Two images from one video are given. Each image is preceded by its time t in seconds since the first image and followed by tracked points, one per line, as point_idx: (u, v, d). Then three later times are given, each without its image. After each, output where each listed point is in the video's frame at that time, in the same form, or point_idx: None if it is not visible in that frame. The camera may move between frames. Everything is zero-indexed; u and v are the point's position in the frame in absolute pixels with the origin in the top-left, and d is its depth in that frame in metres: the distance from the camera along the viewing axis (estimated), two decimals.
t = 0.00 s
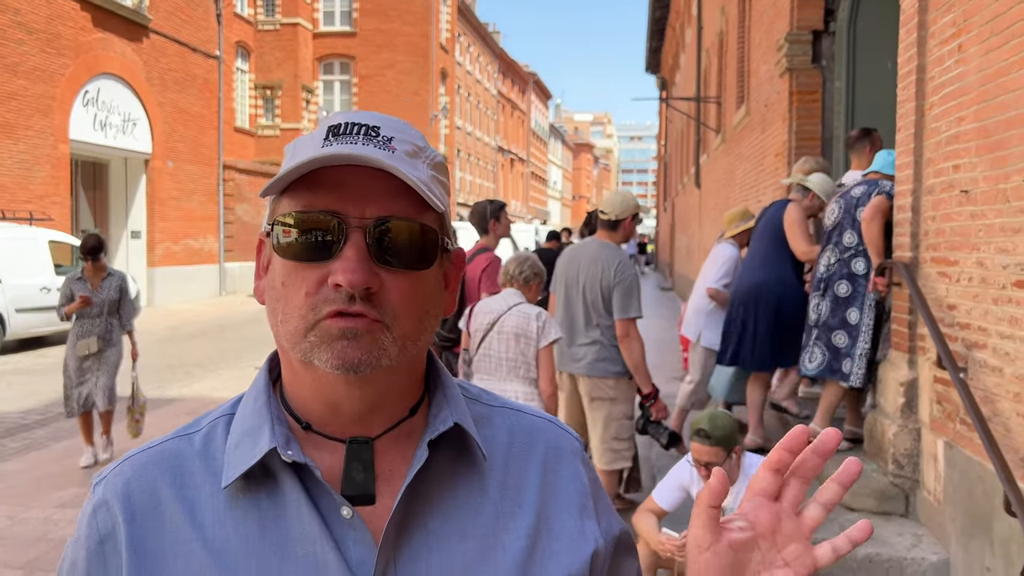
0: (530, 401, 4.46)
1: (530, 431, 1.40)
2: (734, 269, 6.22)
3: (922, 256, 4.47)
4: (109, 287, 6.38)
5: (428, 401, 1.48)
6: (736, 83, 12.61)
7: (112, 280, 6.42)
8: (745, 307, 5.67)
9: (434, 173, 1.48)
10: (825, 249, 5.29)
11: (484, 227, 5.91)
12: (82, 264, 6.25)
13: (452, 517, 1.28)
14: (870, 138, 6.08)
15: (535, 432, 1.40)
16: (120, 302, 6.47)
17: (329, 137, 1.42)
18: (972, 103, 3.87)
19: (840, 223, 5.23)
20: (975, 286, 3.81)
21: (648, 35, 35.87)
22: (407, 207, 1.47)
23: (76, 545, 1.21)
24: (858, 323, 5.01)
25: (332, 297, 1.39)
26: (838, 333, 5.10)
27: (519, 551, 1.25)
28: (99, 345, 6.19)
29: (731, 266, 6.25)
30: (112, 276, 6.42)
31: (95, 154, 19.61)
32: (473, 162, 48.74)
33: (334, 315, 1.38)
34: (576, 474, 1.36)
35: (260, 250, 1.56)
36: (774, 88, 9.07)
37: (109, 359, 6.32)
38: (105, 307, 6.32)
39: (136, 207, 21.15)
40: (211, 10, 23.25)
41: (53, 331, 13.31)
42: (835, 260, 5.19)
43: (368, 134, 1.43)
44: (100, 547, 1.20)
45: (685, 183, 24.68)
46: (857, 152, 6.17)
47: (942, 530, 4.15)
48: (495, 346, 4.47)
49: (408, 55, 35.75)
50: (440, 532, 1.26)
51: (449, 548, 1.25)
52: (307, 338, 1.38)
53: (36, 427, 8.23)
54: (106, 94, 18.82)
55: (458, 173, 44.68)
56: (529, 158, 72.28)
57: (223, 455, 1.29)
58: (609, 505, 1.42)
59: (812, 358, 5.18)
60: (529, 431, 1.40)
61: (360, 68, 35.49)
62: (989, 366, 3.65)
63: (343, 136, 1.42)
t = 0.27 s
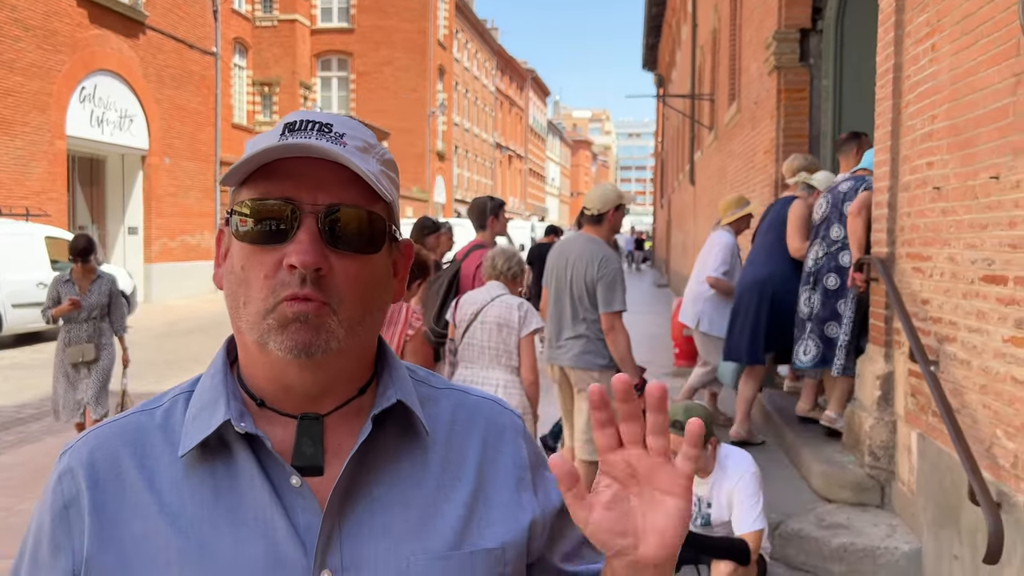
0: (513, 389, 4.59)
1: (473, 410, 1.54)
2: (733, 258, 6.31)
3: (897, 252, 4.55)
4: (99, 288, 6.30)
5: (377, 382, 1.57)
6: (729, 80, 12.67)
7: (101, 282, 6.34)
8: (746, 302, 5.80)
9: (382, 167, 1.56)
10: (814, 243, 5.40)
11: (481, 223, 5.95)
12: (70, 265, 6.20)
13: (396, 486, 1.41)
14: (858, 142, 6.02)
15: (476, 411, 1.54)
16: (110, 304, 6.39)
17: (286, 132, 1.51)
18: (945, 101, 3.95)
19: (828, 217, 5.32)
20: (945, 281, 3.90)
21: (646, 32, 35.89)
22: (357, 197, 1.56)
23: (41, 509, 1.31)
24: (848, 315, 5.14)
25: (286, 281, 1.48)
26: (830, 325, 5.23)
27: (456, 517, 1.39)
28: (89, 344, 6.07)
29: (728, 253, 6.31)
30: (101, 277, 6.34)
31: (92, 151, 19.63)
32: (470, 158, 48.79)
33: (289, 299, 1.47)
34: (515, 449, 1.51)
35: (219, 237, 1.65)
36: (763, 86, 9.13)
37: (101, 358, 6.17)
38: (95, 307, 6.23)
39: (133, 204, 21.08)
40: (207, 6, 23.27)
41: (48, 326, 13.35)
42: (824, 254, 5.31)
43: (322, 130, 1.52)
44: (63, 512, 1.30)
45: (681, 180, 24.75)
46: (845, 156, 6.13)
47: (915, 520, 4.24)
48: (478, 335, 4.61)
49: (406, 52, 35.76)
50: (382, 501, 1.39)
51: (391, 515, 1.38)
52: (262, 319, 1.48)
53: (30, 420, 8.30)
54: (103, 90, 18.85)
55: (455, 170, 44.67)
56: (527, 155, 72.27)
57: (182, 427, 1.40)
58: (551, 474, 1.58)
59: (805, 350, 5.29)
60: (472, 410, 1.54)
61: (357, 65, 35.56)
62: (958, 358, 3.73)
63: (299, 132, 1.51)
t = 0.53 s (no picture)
0: (517, 383, 4.71)
1: (432, 400, 1.61)
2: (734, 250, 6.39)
3: (884, 249, 4.60)
4: (95, 281, 6.24)
5: (340, 373, 1.63)
6: (728, 77, 12.69)
7: (98, 274, 6.28)
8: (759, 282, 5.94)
9: (351, 169, 1.64)
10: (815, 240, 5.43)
11: (488, 220, 6.13)
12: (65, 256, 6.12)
13: (356, 473, 1.49)
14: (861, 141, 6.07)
15: (435, 401, 1.61)
16: (106, 296, 6.33)
17: (259, 135, 1.58)
18: (929, 100, 4.00)
19: (829, 215, 5.35)
20: (929, 277, 3.94)
21: (648, 29, 35.88)
22: (325, 196, 1.63)
23: (18, 492, 1.38)
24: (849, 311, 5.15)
25: (257, 275, 1.56)
26: (834, 322, 5.21)
27: (411, 504, 1.47)
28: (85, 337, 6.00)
29: (730, 248, 6.38)
30: (98, 270, 6.27)
31: (95, 147, 19.74)
32: (473, 155, 48.83)
33: (260, 290, 1.54)
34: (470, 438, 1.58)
35: (191, 233, 1.71)
36: (760, 83, 9.18)
37: (96, 352, 6.12)
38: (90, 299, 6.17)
39: (136, 200, 21.19)
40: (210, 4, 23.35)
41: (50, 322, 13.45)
42: (825, 251, 5.32)
43: (293, 133, 1.59)
44: (37, 494, 1.38)
45: (682, 177, 24.76)
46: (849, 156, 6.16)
47: (901, 513, 4.28)
48: (482, 331, 4.69)
49: (408, 48, 35.81)
50: (340, 487, 1.47)
51: (348, 501, 1.46)
52: (233, 310, 1.54)
53: (33, 415, 8.40)
54: (106, 87, 18.95)
55: (458, 166, 44.77)
56: (531, 151, 72.30)
57: (152, 416, 1.47)
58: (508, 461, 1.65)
59: (809, 347, 5.27)
60: (430, 400, 1.61)
61: (360, 62, 35.64)
62: (941, 354, 3.78)
63: (271, 135, 1.58)
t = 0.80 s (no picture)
0: (525, 378, 4.78)
1: (420, 395, 1.65)
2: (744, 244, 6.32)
3: (883, 245, 4.63)
4: (97, 286, 5.69)
5: (331, 367, 1.67)
6: (732, 73, 12.71)
7: (100, 279, 5.73)
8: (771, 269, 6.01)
9: (341, 169, 1.69)
10: (825, 240, 5.35)
11: (502, 217, 6.22)
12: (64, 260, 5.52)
13: (347, 463, 1.53)
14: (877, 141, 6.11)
15: (423, 394, 1.65)
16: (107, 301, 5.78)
17: (251, 138, 1.62)
18: (926, 97, 4.02)
19: (841, 215, 5.25)
20: (926, 273, 3.97)
21: (654, 25, 35.85)
22: (317, 197, 1.67)
23: (19, 481, 1.43)
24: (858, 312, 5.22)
25: (252, 273, 1.60)
26: (841, 322, 5.28)
27: (399, 492, 1.51)
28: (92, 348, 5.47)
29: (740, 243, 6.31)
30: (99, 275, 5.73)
31: (102, 145, 19.85)
32: (479, 152, 48.88)
33: (255, 288, 1.59)
34: (457, 430, 1.63)
35: (186, 232, 1.75)
36: (763, 80, 9.20)
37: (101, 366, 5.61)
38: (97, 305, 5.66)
39: (144, 197, 21.32)
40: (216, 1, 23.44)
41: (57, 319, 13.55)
42: (835, 251, 5.24)
43: (285, 136, 1.63)
44: (39, 483, 1.43)
45: (688, 174, 24.76)
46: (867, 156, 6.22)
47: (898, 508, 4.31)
48: (490, 329, 4.74)
49: (415, 45, 35.84)
50: (330, 478, 1.51)
51: (339, 489, 1.50)
52: (230, 306, 1.59)
53: (41, 410, 8.49)
54: (113, 84, 19.06)
55: (465, 163, 44.83)
56: (537, 148, 72.29)
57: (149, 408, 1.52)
58: (496, 455, 1.68)
59: (816, 347, 5.33)
60: (419, 395, 1.65)
61: (367, 59, 35.72)
62: (937, 350, 3.81)
63: (264, 138, 1.62)
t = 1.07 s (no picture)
0: (534, 373, 4.80)
1: (424, 387, 1.67)
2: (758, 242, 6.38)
3: (889, 240, 4.62)
4: (102, 280, 5.65)
5: (336, 359, 1.69)
6: (739, 68, 12.69)
7: (104, 272, 5.69)
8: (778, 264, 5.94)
9: (342, 164, 1.71)
10: (839, 235, 5.38)
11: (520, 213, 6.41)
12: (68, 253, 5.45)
13: (353, 453, 1.55)
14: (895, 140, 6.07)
15: (426, 386, 1.68)
16: (111, 294, 5.76)
17: (254, 135, 1.64)
18: (932, 92, 4.02)
19: (854, 212, 5.28)
20: (932, 268, 3.97)
21: (662, 20, 35.77)
22: (319, 191, 1.69)
23: (33, 470, 1.46)
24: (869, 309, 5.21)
25: (258, 267, 1.62)
26: (851, 319, 5.26)
27: (403, 480, 1.54)
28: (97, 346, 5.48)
29: (755, 237, 6.34)
30: (103, 268, 5.69)
31: (111, 141, 19.94)
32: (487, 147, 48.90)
33: (261, 282, 1.61)
34: (460, 421, 1.65)
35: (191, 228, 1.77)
36: (770, 75, 9.19)
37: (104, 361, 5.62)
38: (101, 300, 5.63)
39: (152, 193, 21.40)
40: None
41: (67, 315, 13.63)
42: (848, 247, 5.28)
43: (288, 132, 1.65)
44: (53, 472, 1.46)
45: (695, 169, 24.73)
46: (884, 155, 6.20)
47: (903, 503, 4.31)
48: (499, 324, 4.76)
49: (422, 41, 35.86)
50: (335, 467, 1.53)
51: (345, 477, 1.53)
52: (237, 299, 1.61)
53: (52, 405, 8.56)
54: (122, 81, 19.14)
55: (472, 159, 44.84)
56: (545, 144, 72.26)
57: (158, 399, 1.55)
58: (498, 448, 1.71)
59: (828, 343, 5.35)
60: (423, 387, 1.67)
61: (374, 55, 35.75)
62: (942, 345, 3.81)
63: (267, 134, 1.65)
